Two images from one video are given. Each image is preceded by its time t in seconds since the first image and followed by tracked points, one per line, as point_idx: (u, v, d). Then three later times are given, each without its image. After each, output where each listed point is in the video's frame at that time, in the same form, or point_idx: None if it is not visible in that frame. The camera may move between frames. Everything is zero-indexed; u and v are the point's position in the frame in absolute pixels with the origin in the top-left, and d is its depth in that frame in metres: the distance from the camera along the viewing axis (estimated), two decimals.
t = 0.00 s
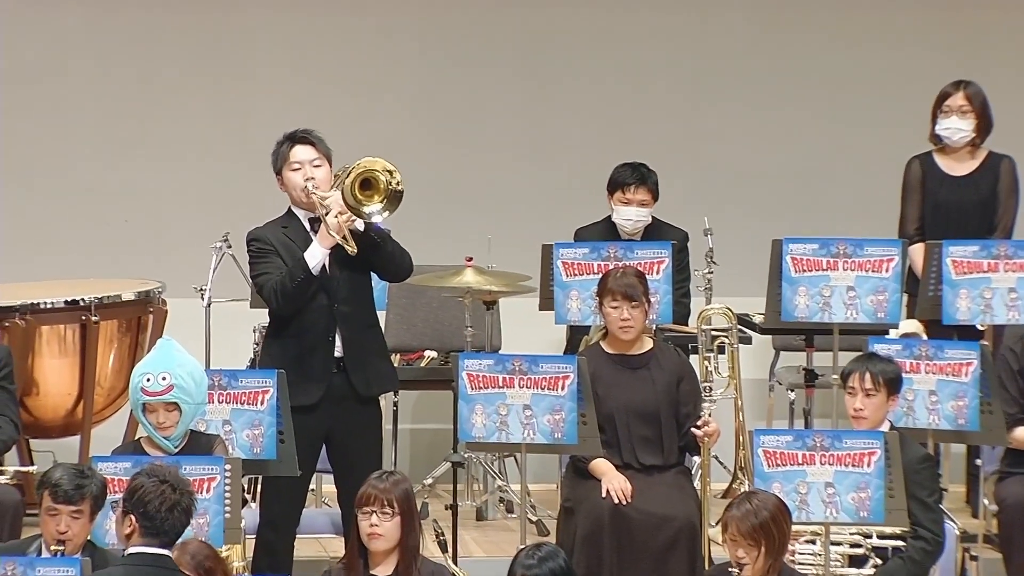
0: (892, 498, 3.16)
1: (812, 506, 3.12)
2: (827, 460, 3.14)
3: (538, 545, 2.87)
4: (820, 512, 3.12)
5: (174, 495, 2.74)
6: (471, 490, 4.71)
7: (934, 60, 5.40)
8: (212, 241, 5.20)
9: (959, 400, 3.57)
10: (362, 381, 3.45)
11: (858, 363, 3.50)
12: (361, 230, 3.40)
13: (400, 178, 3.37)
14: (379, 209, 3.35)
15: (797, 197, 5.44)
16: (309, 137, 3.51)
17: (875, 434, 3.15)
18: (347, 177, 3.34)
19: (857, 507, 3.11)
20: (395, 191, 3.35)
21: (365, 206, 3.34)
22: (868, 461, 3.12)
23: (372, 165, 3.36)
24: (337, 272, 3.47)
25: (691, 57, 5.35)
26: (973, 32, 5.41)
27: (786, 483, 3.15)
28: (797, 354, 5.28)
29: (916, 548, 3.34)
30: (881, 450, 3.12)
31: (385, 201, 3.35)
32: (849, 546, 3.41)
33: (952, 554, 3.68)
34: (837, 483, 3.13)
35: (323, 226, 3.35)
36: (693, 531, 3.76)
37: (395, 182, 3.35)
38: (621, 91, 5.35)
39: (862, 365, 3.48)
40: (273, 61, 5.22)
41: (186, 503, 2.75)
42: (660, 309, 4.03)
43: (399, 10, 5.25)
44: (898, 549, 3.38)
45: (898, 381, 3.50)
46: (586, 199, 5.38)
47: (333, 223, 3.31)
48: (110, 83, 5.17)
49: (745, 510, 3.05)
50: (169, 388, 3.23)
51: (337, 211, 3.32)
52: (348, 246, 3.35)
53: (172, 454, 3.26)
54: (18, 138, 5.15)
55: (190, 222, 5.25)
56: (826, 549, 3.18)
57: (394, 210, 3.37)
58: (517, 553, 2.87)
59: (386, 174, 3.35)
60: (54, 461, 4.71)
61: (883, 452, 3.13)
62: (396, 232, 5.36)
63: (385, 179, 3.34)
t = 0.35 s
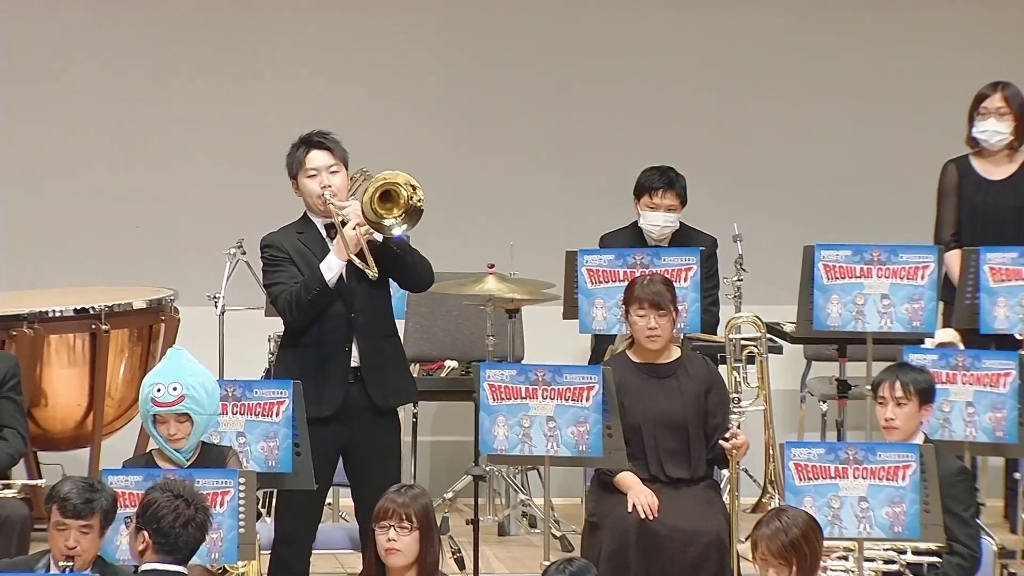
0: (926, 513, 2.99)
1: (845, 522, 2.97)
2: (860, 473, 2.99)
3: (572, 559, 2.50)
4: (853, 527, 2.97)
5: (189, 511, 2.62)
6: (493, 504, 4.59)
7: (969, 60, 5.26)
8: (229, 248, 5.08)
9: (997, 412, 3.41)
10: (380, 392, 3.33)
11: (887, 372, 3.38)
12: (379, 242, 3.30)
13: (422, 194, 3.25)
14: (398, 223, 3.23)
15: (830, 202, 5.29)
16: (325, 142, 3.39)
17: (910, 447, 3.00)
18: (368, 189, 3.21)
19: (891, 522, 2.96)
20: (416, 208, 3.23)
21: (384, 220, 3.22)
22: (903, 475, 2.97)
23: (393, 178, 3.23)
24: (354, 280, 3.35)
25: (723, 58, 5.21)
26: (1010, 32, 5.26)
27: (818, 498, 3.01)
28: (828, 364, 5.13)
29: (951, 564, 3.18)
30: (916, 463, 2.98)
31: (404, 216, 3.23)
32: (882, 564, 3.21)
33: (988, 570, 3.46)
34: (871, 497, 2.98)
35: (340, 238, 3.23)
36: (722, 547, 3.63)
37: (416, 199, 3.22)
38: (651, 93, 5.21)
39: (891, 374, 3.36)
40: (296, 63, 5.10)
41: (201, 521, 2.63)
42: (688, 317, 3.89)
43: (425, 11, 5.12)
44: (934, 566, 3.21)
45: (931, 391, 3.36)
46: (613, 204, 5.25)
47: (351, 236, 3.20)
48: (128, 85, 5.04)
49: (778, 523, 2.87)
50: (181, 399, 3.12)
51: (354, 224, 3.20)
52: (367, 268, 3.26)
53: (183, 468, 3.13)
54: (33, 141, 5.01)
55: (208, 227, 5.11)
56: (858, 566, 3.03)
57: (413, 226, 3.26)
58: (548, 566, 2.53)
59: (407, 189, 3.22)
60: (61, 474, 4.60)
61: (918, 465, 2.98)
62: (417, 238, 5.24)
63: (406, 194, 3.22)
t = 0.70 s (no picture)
0: (961, 526, 2.89)
1: (878, 535, 2.87)
2: (893, 486, 2.89)
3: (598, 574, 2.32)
4: (887, 541, 2.87)
5: (194, 517, 2.58)
6: (516, 518, 4.48)
7: (1004, 62, 5.13)
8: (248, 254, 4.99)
9: None
10: (400, 402, 3.23)
11: (920, 382, 3.25)
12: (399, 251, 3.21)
13: (444, 207, 3.16)
14: (419, 235, 3.14)
15: (862, 207, 5.16)
16: (345, 146, 3.29)
17: (944, 459, 2.88)
18: (389, 199, 3.11)
19: (925, 536, 2.86)
20: (437, 221, 3.14)
21: (405, 231, 3.12)
22: (937, 487, 2.87)
23: (416, 189, 3.13)
24: (372, 287, 3.25)
25: (754, 59, 5.09)
26: None
27: (850, 511, 2.90)
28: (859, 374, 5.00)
29: None
30: (951, 475, 2.87)
31: (425, 228, 3.14)
32: None
33: None
34: (904, 510, 2.88)
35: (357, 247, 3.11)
36: (751, 561, 3.51)
37: (438, 211, 3.13)
38: (679, 95, 5.10)
39: (925, 384, 3.24)
40: (318, 65, 5.01)
41: (208, 526, 2.59)
42: (717, 326, 3.77)
43: (449, 13, 5.03)
44: None
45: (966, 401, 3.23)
46: (639, 209, 5.14)
47: (370, 246, 3.09)
48: (148, 88, 4.96)
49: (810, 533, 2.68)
50: (199, 408, 3.04)
51: (374, 232, 3.10)
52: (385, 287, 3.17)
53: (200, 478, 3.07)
54: (51, 146, 4.94)
55: (227, 233, 5.03)
56: None
57: (433, 238, 3.17)
58: None
59: (430, 201, 3.12)
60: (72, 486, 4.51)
61: (953, 478, 2.87)
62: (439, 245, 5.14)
63: (428, 206, 3.12)
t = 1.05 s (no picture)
0: (1000, 543, 2.76)
1: (914, 552, 2.77)
2: (929, 501, 2.78)
3: None
4: (923, 558, 2.77)
5: (177, 526, 2.23)
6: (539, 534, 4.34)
7: None
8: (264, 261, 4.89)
9: None
10: (418, 413, 3.10)
11: (956, 394, 3.12)
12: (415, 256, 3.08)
13: (461, 207, 3.00)
14: (435, 239, 2.99)
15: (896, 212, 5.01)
16: (359, 148, 3.18)
17: (982, 472, 2.77)
18: (403, 203, 2.97)
19: (963, 553, 2.75)
20: (454, 222, 2.99)
21: (420, 235, 2.98)
22: (975, 503, 2.76)
23: (431, 190, 2.98)
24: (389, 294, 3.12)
25: (784, 61, 4.95)
26: None
27: (885, 527, 2.79)
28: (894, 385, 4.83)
29: None
30: (990, 490, 2.75)
31: (441, 231, 2.99)
32: None
33: None
34: (941, 526, 2.77)
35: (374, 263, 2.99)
36: None
37: (454, 213, 2.98)
38: (708, 98, 4.96)
39: (962, 396, 3.10)
40: (338, 69, 4.90)
41: (195, 534, 2.24)
42: (746, 335, 3.62)
43: (472, 14, 4.91)
44: None
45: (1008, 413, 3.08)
46: (666, 215, 5.01)
47: (386, 261, 2.96)
48: (164, 92, 4.87)
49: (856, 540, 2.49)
50: (213, 421, 2.88)
51: (394, 247, 2.97)
52: (402, 298, 3.03)
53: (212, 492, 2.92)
54: (65, 150, 4.85)
55: (244, 240, 4.93)
56: None
57: (450, 242, 3.02)
58: None
59: (446, 202, 2.98)
60: (82, 500, 4.42)
61: (992, 492, 2.76)
62: (460, 251, 5.01)
63: (444, 208, 2.97)
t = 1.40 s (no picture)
0: None
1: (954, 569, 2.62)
2: (971, 515, 2.64)
3: None
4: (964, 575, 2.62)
5: (159, 543, 2.06)
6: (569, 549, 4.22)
7: None
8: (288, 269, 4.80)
9: None
10: (443, 425, 2.99)
11: (1001, 406, 2.96)
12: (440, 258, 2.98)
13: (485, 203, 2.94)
14: (460, 236, 2.91)
15: (935, 218, 4.87)
16: (382, 151, 3.08)
17: None
18: (427, 200, 2.90)
19: (1006, 569, 2.61)
20: (479, 218, 2.92)
21: (443, 232, 2.90)
22: (1019, 517, 2.62)
23: (453, 187, 2.92)
24: (412, 301, 3.01)
25: (821, 62, 4.82)
26: None
27: (925, 542, 2.65)
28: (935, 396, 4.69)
29: None
30: None
31: (467, 228, 2.91)
32: None
33: None
34: (983, 542, 2.62)
35: (397, 266, 2.87)
36: None
37: (479, 207, 2.92)
38: (742, 101, 4.83)
39: (1006, 409, 2.94)
40: (364, 72, 4.80)
41: (181, 547, 2.06)
42: (782, 344, 3.49)
43: (501, 16, 4.81)
44: None
45: None
46: (698, 221, 4.88)
47: (410, 262, 2.85)
48: (188, 95, 4.79)
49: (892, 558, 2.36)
50: (234, 431, 2.74)
51: (418, 246, 2.86)
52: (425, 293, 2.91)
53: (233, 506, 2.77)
54: (87, 155, 4.78)
55: (268, 247, 4.85)
56: None
57: (476, 239, 2.94)
58: None
59: (469, 198, 2.91)
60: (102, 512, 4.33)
61: None
62: (486, 258, 4.90)
63: (468, 203, 2.90)
